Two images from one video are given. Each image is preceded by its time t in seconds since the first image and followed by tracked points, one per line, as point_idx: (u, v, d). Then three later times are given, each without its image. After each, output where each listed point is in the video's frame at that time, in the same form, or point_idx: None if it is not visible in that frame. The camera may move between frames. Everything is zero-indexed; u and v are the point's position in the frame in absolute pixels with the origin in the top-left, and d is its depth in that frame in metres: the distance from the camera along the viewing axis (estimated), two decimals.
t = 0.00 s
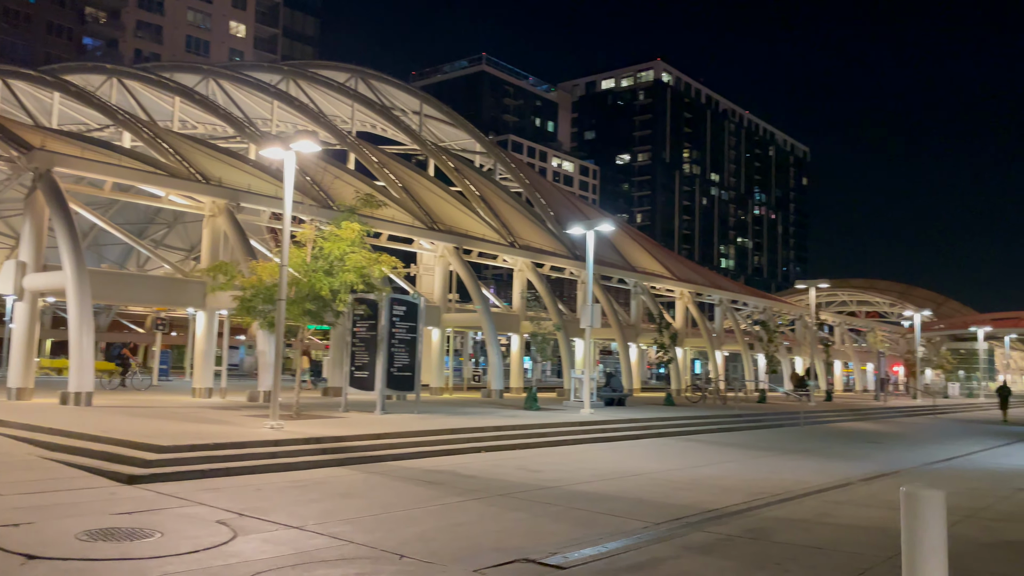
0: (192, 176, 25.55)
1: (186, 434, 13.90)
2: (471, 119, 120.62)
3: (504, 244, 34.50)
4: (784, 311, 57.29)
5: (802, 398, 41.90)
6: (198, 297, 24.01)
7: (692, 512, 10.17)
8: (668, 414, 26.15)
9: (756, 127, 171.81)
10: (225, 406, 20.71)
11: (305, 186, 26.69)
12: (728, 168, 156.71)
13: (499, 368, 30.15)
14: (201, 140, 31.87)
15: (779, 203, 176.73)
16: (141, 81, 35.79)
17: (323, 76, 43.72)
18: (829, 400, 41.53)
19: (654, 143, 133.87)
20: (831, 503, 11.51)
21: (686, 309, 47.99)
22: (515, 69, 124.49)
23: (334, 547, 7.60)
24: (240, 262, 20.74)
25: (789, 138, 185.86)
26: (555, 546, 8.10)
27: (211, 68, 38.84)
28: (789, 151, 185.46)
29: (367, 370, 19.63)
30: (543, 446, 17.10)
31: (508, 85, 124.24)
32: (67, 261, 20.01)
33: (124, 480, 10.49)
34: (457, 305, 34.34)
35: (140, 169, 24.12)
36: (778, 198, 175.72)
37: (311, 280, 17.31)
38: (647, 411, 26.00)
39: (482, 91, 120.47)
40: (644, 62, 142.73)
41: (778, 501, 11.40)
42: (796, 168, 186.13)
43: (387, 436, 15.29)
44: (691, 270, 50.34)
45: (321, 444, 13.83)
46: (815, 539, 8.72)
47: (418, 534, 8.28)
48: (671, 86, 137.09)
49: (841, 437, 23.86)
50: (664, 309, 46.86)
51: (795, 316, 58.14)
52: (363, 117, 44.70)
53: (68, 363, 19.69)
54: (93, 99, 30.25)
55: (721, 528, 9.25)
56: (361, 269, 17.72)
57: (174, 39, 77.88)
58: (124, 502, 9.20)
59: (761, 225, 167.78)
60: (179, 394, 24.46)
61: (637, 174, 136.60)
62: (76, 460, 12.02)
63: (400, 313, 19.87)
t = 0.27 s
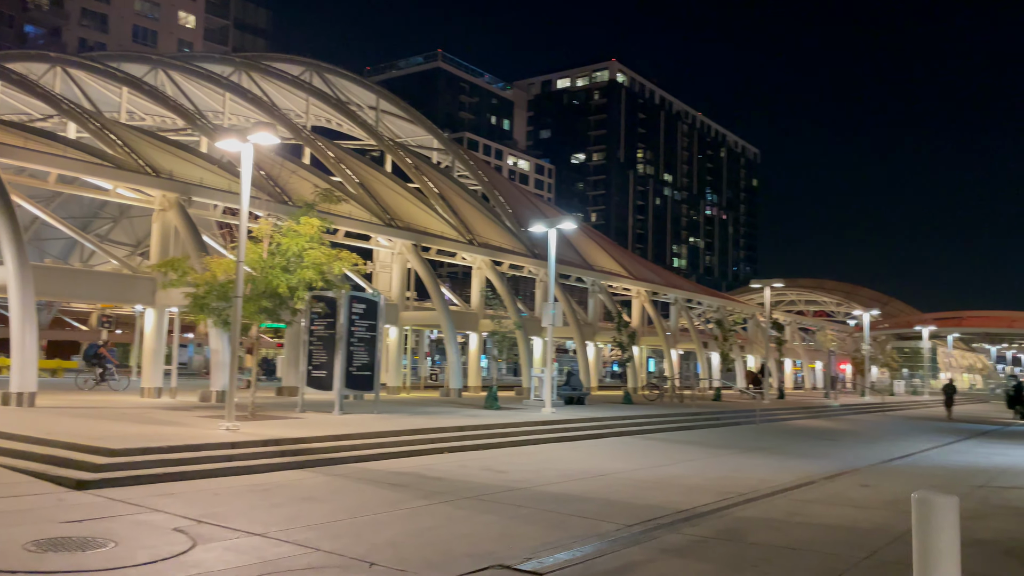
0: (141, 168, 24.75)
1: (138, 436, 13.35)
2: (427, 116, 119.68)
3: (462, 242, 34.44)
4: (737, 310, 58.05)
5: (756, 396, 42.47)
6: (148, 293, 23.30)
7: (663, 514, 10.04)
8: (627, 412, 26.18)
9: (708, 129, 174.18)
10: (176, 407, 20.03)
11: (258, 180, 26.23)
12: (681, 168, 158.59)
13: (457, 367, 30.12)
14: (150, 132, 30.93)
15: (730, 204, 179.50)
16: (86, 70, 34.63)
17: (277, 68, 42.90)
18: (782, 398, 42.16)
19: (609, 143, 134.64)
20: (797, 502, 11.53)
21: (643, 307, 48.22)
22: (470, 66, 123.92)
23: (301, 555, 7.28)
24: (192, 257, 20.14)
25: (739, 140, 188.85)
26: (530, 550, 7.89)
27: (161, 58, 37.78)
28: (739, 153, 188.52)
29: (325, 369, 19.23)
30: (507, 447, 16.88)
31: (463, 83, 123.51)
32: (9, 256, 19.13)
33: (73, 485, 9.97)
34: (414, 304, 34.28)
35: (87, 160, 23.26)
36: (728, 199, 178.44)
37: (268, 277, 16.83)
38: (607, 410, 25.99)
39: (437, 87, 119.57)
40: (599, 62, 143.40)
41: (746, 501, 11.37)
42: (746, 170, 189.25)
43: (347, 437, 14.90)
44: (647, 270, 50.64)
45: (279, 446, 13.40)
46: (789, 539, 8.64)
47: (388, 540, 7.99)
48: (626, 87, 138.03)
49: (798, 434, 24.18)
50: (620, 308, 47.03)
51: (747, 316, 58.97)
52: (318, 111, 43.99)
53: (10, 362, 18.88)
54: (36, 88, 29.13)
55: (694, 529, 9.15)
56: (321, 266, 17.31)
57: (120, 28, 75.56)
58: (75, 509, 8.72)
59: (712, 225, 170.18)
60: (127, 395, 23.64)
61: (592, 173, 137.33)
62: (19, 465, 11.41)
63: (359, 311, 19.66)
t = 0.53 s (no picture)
0: (91, 160, 23.92)
1: (88, 438, 12.80)
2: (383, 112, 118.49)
3: (422, 239, 34.23)
4: (694, 309, 58.63)
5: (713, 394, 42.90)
6: (96, 291, 22.46)
7: (636, 515, 9.91)
8: (589, 410, 26.14)
9: (663, 130, 175.95)
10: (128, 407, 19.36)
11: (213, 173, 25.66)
12: (636, 168, 159.88)
13: (417, 365, 30.28)
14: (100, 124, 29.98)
15: (684, 204, 181.59)
16: (31, 58, 33.40)
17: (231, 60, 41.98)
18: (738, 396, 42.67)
19: (566, 142, 134.97)
20: (766, 501, 11.53)
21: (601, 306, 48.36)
22: (427, 62, 123.03)
23: (268, 564, 6.97)
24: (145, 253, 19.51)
25: (693, 141, 191.14)
26: (505, 555, 7.68)
27: (110, 48, 36.65)
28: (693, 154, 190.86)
29: (283, 369, 18.82)
30: (472, 447, 16.64)
31: (420, 79, 122.51)
32: None
33: (22, 492, 9.47)
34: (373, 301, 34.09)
35: (33, 152, 22.38)
36: (682, 199, 180.50)
37: (225, 273, 16.33)
38: (568, 408, 25.93)
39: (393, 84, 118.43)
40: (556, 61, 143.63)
41: (716, 501, 11.32)
42: (700, 171, 191.67)
43: (308, 438, 14.51)
44: (605, 269, 50.81)
45: (238, 448, 12.97)
46: (764, 539, 8.56)
47: (358, 546, 7.71)
48: (583, 86, 138.53)
49: (756, 432, 24.39)
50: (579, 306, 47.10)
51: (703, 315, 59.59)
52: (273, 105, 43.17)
53: None
54: None
55: (669, 531, 9.04)
56: (280, 262, 16.88)
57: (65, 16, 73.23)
58: (24, 518, 8.26)
59: (667, 225, 171.99)
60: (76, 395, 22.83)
61: (549, 172, 137.66)
62: None
63: (318, 309, 19.28)
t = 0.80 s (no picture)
0: (44, 151, 23.08)
1: (43, 439, 12.26)
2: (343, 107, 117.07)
3: (386, 235, 33.96)
4: (655, 307, 59.16)
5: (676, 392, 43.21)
6: (50, 285, 21.87)
7: (616, 514, 9.78)
8: (556, 408, 26.10)
9: (624, 129, 177.17)
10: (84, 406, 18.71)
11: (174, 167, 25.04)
12: (597, 167, 160.64)
13: (382, 364, 30.03)
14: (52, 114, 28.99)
15: (644, 203, 183.12)
16: None
17: (190, 51, 41.00)
18: (700, 394, 43.04)
19: (528, 140, 135.13)
20: (742, 498, 11.51)
21: (565, 303, 48.40)
22: (388, 58, 121.83)
23: (243, 570, 6.67)
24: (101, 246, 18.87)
25: (653, 141, 192.83)
26: (489, 557, 7.49)
27: (62, 37, 35.51)
28: (653, 153, 192.59)
29: (246, 367, 18.37)
30: (442, 445, 16.41)
31: (381, 74, 121.15)
32: None
33: None
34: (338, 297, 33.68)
35: None
36: (642, 199, 182.02)
37: (187, 268, 15.85)
38: (535, 406, 25.82)
39: (353, 79, 117.01)
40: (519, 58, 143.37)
41: (693, 498, 11.27)
42: (659, 170, 193.45)
43: (275, 438, 14.15)
44: (569, 267, 50.93)
45: (203, 447, 12.56)
46: (748, 538, 8.48)
47: (336, 550, 7.45)
48: (545, 85, 138.63)
49: (722, 429, 24.54)
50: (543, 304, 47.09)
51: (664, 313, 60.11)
52: (234, 97, 42.30)
53: None
54: None
55: (650, 530, 8.94)
56: (244, 257, 16.48)
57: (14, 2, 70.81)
58: None
59: (627, 224, 173.23)
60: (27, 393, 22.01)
61: (511, 170, 137.64)
62: None
63: (284, 306, 18.82)
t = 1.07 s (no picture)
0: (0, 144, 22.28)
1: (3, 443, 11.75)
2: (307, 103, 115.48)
3: (355, 233, 33.64)
4: (623, 306, 59.35)
5: (643, 391, 43.34)
6: (7, 282, 21.11)
7: (602, 519, 9.63)
8: (528, 408, 25.94)
9: (589, 129, 177.71)
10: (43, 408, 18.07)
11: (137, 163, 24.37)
12: (563, 166, 160.93)
13: (351, 363, 29.69)
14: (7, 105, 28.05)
15: (609, 203, 183.87)
16: None
17: (151, 43, 40.03)
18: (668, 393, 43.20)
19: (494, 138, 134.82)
20: (723, 500, 11.46)
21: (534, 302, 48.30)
22: (353, 54, 120.44)
23: None
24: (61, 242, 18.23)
25: (619, 141, 193.71)
26: (479, 565, 7.30)
27: (18, 26, 34.40)
28: (618, 153, 193.55)
29: (213, 368, 17.89)
30: (416, 448, 16.14)
31: (346, 70, 119.57)
32: None
33: None
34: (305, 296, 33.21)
35: None
36: (607, 198, 182.76)
37: (153, 267, 15.39)
38: (507, 406, 25.62)
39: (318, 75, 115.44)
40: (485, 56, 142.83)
41: (675, 501, 11.18)
42: (624, 170, 194.43)
43: (246, 441, 13.76)
44: (539, 267, 50.85)
45: (172, 451, 12.16)
46: (738, 542, 8.39)
47: (320, 560, 7.20)
48: (512, 83, 138.36)
49: (693, 429, 24.60)
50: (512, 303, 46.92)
51: (632, 312, 60.34)
52: (197, 91, 41.42)
53: None
54: None
55: (637, 535, 8.82)
56: (213, 255, 16.06)
57: None
58: None
59: (592, 223, 173.79)
60: None
61: (477, 168, 137.23)
62: None
63: (253, 305, 18.35)
